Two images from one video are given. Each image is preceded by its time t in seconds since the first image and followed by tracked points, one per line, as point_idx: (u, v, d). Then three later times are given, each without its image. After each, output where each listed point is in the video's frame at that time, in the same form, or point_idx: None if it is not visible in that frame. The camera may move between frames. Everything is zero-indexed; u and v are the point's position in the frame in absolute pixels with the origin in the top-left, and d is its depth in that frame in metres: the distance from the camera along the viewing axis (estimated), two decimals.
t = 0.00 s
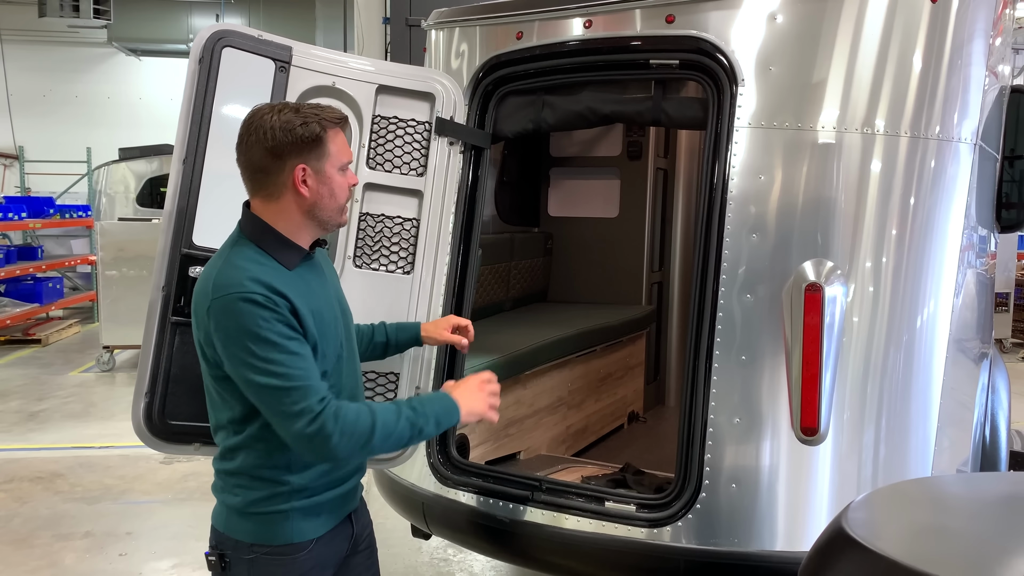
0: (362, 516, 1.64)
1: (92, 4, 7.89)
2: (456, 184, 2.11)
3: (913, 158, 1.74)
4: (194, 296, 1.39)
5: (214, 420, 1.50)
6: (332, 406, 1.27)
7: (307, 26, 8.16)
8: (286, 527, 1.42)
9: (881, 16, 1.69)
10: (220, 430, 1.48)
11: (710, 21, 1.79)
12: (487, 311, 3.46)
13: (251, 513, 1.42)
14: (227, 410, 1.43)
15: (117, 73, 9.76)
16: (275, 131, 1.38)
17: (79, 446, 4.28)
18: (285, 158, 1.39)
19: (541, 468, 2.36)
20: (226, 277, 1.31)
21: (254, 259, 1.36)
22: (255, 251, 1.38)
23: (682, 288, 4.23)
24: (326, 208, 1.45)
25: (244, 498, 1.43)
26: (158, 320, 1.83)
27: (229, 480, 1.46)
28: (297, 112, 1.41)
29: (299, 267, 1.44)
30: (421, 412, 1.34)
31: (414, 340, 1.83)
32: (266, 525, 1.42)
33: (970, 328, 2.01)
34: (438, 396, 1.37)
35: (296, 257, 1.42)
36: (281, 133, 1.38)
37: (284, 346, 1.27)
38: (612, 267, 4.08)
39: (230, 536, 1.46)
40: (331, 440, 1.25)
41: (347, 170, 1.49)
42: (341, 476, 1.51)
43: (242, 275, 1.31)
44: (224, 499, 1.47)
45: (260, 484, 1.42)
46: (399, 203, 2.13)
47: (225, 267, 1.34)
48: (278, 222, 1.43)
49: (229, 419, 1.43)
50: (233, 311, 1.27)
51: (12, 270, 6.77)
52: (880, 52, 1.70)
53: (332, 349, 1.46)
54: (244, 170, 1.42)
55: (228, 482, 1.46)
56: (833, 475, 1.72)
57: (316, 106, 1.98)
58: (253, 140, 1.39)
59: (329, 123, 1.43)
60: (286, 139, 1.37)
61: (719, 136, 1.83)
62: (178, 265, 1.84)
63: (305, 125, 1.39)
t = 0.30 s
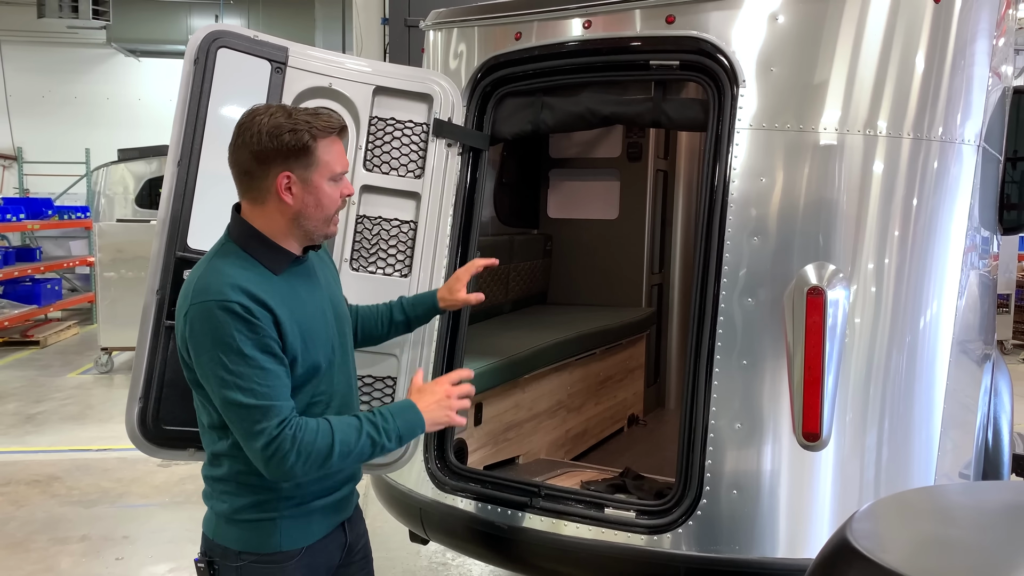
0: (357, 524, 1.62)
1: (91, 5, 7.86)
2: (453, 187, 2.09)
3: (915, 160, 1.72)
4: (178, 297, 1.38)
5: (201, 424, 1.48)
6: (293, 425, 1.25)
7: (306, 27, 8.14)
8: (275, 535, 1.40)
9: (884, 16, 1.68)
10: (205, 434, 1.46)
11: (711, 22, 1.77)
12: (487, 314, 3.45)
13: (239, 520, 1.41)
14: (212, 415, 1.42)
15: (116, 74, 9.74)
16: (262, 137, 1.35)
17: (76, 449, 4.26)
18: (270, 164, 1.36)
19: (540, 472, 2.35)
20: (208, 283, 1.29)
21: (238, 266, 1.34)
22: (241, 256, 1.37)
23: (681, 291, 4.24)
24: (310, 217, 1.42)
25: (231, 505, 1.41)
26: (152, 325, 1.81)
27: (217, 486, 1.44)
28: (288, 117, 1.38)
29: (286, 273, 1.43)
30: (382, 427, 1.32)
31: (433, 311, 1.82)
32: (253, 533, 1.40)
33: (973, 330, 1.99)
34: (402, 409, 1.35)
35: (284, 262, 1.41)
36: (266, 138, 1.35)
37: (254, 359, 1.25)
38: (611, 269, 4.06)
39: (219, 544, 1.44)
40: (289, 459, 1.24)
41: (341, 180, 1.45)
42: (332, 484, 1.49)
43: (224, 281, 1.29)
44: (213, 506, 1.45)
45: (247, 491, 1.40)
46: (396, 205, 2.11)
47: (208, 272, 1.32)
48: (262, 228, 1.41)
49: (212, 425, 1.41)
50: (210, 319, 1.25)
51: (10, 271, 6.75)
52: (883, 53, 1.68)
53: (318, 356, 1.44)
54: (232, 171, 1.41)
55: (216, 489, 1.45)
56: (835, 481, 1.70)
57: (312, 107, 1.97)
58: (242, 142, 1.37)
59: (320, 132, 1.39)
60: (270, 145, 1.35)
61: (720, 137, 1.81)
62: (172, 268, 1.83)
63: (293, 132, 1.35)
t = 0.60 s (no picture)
0: (356, 524, 1.61)
1: (90, 5, 7.83)
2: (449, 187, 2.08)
3: (913, 159, 1.70)
4: (188, 301, 1.36)
5: (206, 429, 1.46)
6: (303, 424, 1.23)
7: (305, 27, 8.12)
8: (278, 538, 1.39)
9: (883, 15, 1.66)
10: (210, 439, 1.45)
11: (709, 21, 1.76)
12: (484, 314, 3.45)
13: (241, 524, 1.40)
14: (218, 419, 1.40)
15: (115, 74, 9.72)
16: (288, 138, 1.34)
17: (74, 450, 4.25)
18: (294, 164, 1.35)
19: (537, 474, 2.33)
20: (220, 284, 1.28)
21: (250, 267, 1.33)
22: (253, 258, 1.35)
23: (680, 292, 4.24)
24: (326, 222, 1.41)
25: (236, 509, 1.40)
26: (145, 327, 1.81)
27: (220, 490, 1.43)
28: (316, 121, 1.37)
29: (296, 276, 1.41)
30: (389, 410, 1.26)
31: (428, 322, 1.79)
32: (257, 537, 1.39)
33: (973, 329, 1.97)
34: (408, 386, 1.28)
35: (294, 264, 1.40)
36: (294, 139, 1.34)
37: (264, 360, 1.23)
38: (610, 269, 4.05)
39: (222, 548, 1.43)
40: (301, 455, 1.21)
41: (355, 188, 1.45)
42: (335, 487, 1.48)
43: (237, 283, 1.28)
44: (215, 510, 1.44)
45: (251, 495, 1.39)
46: (392, 206, 2.09)
47: (220, 273, 1.31)
48: (277, 229, 1.39)
49: (218, 428, 1.39)
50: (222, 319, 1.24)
51: (9, 272, 6.74)
52: (882, 52, 1.67)
53: (326, 358, 1.42)
54: (250, 169, 1.38)
55: (219, 493, 1.43)
56: (834, 483, 1.69)
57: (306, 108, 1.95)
58: (266, 140, 1.36)
59: (342, 138, 1.39)
60: (298, 146, 1.33)
61: (717, 138, 1.79)
62: (165, 270, 1.82)
63: (321, 136, 1.35)
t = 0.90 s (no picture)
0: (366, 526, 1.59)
1: (89, 5, 7.82)
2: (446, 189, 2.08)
3: (912, 160, 1.70)
4: (208, 299, 1.34)
5: (221, 424, 1.47)
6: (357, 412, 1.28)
7: (304, 27, 8.11)
8: (285, 539, 1.38)
9: (881, 16, 1.66)
10: (224, 437, 1.45)
11: (706, 22, 1.76)
12: (483, 315, 3.46)
13: (250, 523, 1.40)
14: (234, 416, 1.40)
15: (114, 74, 9.71)
16: (306, 137, 1.35)
17: (72, 451, 4.24)
18: (310, 163, 1.36)
19: (535, 476, 2.33)
20: (248, 280, 1.27)
21: (275, 263, 1.33)
22: (274, 255, 1.35)
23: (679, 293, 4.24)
24: (343, 221, 1.41)
25: (245, 508, 1.40)
26: (140, 328, 1.82)
27: (229, 489, 1.43)
28: (333, 121, 1.39)
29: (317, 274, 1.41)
30: (430, 422, 1.39)
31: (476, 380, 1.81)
32: (264, 535, 1.39)
33: (971, 330, 1.97)
34: (439, 410, 1.43)
35: (313, 264, 1.38)
36: (311, 137, 1.35)
37: (310, 352, 1.26)
38: (608, 270, 4.04)
39: (229, 545, 1.43)
40: (357, 440, 1.27)
41: (374, 189, 1.45)
42: (344, 488, 1.47)
43: (267, 277, 1.28)
44: (225, 509, 1.44)
45: (260, 494, 1.39)
46: (388, 206, 2.09)
47: (245, 270, 1.30)
48: (294, 227, 1.40)
49: (235, 424, 1.40)
50: (260, 312, 1.24)
51: (8, 273, 6.73)
52: (880, 53, 1.66)
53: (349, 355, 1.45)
54: (269, 168, 1.40)
55: (229, 492, 1.43)
56: (832, 486, 1.68)
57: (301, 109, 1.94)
58: (284, 139, 1.37)
59: (360, 139, 1.40)
60: (314, 144, 1.35)
61: (715, 138, 1.78)
62: (160, 270, 1.82)
63: (337, 135, 1.36)
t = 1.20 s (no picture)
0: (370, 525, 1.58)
1: (89, 5, 7.81)
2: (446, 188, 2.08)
3: (912, 160, 1.69)
4: (218, 298, 1.34)
5: (227, 422, 1.46)
6: (353, 412, 1.25)
7: (304, 26, 8.11)
8: (289, 539, 1.38)
9: (881, 15, 1.65)
10: (230, 435, 1.45)
11: (705, 21, 1.75)
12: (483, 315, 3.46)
13: (255, 522, 1.39)
14: (240, 416, 1.40)
15: (114, 74, 9.70)
16: (321, 140, 1.34)
17: (71, 451, 4.23)
18: (325, 167, 1.35)
19: (534, 476, 2.32)
20: (254, 279, 1.27)
21: (284, 263, 1.32)
22: (285, 256, 1.34)
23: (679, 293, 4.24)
24: (359, 221, 1.40)
25: (250, 507, 1.39)
26: (139, 327, 1.82)
27: (235, 488, 1.43)
28: (342, 123, 1.37)
29: (326, 275, 1.41)
30: (426, 400, 1.31)
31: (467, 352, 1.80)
32: (269, 534, 1.38)
33: (971, 330, 1.96)
34: (438, 377, 1.35)
35: (326, 263, 1.39)
36: (326, 142, 1.34)
37: (309, 351, 1.24)
38: (608, 270, 4.04)
39: (234, 544, 1.42)
40: (350, 445, 1.23)
41: (385, 186, 1.44)
42: (346, 490, 1.46)
43: (274, 279, 1.27)
44: (231, 506, 1.44)
45: (265, 494, 1.38)
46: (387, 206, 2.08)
47: (254, 269, 1.30)
48: (310, 231, 1.39)
49: (241, 423, 1.40)
50: (262, 314, 1.23)
51: (7, 272, 6.73)
52: (880, 52, 1.66)
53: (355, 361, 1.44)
54: (282, 174, 1.38)
55: (235, 491, 1.43)
56: (831, 486, 1.68)
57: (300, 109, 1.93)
58: (296, 145, 1.35)
59: (373, 139, 1.39)
60: (329, 149, 1.33)
61: (714, 138, 1.78)
62: (157, 269, 1.82)
63: (350, 137, 1.35)
